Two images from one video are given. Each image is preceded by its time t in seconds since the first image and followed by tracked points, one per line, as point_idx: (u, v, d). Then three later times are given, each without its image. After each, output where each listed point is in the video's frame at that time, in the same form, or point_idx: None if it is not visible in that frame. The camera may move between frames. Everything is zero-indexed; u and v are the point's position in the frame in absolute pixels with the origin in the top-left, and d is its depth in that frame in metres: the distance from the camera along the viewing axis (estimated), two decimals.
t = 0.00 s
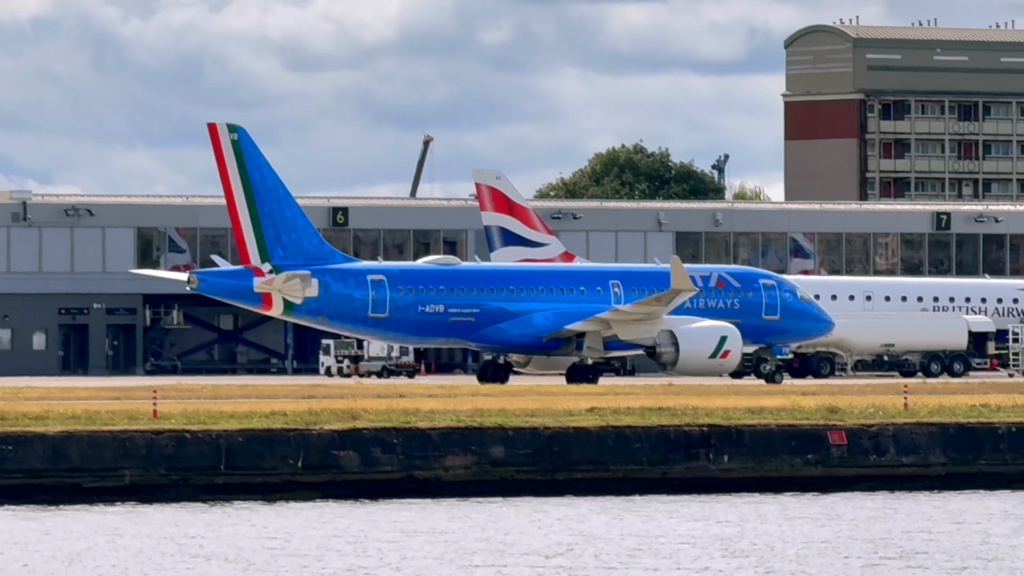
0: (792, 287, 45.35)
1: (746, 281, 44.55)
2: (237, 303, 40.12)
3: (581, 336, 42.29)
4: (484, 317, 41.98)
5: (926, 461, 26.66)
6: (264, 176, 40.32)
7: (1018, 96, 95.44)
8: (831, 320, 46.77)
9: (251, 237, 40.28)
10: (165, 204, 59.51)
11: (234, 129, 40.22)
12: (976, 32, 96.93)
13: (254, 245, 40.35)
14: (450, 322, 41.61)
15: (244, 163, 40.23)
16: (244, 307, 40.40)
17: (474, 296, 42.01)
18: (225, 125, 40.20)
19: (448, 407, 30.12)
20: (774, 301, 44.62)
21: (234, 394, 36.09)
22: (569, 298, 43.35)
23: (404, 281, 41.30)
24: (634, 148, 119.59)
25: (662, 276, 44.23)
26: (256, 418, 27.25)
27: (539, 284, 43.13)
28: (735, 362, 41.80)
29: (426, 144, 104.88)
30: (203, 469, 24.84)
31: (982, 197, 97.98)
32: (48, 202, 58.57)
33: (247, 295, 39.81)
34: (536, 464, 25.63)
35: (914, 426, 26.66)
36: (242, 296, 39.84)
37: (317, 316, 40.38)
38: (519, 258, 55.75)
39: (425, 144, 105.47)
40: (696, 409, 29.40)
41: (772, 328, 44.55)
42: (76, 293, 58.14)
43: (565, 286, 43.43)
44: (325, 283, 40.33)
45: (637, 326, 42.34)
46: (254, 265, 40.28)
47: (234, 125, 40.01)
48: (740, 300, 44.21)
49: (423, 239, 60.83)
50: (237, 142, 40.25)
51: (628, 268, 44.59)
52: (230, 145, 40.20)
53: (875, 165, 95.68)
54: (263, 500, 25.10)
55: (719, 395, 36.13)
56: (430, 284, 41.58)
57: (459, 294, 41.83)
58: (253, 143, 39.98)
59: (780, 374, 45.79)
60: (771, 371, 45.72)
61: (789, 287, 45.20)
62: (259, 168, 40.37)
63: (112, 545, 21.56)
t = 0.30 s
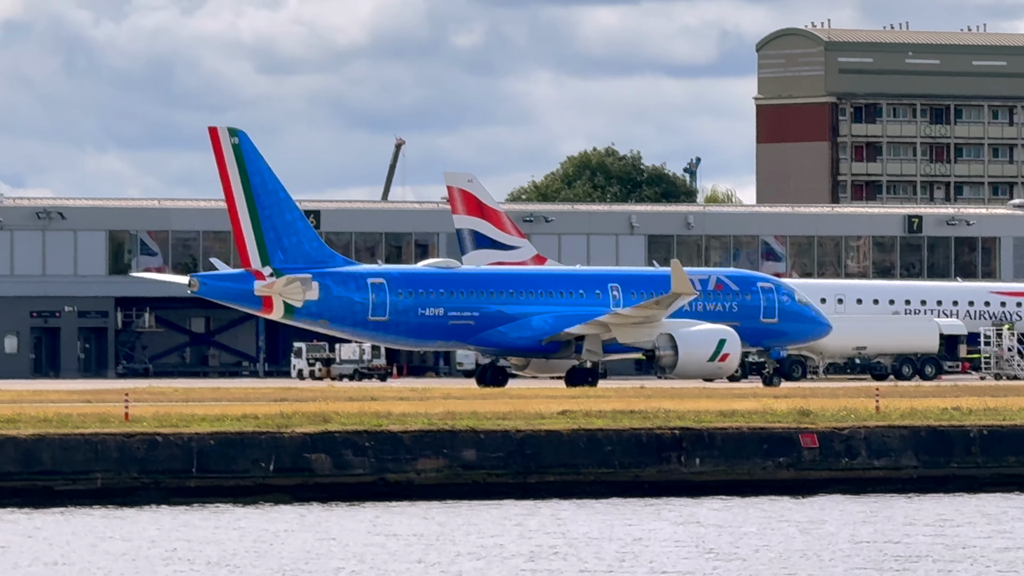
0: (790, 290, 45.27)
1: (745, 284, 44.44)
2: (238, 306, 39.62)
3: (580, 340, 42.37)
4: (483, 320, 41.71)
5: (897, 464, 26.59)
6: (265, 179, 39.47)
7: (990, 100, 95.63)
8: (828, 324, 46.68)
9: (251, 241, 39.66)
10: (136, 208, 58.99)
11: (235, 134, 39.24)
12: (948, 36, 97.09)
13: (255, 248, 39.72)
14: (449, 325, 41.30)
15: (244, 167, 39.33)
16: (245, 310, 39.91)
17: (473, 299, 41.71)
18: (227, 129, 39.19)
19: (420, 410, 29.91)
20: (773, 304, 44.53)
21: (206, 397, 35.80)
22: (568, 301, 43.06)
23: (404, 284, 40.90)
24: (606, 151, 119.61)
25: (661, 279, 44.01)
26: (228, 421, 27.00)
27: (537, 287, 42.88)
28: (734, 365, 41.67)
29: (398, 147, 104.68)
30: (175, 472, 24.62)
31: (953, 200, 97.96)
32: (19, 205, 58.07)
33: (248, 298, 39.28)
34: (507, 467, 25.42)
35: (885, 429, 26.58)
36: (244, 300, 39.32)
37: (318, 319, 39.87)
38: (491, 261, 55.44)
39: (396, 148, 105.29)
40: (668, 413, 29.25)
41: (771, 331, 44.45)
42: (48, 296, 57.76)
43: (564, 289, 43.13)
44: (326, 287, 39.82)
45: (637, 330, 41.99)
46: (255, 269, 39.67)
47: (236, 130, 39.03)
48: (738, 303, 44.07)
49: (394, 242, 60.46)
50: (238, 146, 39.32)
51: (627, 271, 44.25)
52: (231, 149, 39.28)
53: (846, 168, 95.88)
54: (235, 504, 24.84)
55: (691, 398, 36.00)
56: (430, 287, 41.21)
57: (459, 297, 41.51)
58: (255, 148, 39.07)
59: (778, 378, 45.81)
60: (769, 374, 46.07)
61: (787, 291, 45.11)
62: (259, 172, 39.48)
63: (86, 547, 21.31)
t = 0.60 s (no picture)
0: (786, 293, 45.23)
1: (740, 286, 44.50)
2: (235, 310, 39.66)
3: (576, 342, 41.99)
4: (481, 323, 41.43)
5: (866, 467, 26.45)
6: (263, 183, 39.72)
7: (958, 103, 95.86)
8: (824, 326, 46.62)
9: (249, 244, 39.69)
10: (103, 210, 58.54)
11: (232, 137, 39.51)
12: (916, 39, 97.22)
13: (253, 250, 39.75)
14: (447, 328, 41.07)
15: (243, 171, 39.60)
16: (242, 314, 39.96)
17: (471, 302, 41.47)
18: (225, 133, 39.47)
19: (389, 413, 29.65)
20: (769, 307, 44.52)
21: (175, 400, 35.45)
22: (565, 304, 42.85)
23: (402, 287, 40.79)
24: (576, 154, 119.67)
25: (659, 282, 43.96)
26: (197, 424, 26.70)
27: (535, 289, 42.66)
28: (732, 368, 41.53)
29: (369, 150, 104.39)
30: (144, 475, 24.38)
31: (923, 203, 98.74)
32: None
33: (246, 301, 39.35)
34: (476, 470, 25.21)
35: (854, 432, 26.47)
36: (241, 303, 39.34)
37: (315, 322, 39.91)
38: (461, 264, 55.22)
39: (366, 151, 104.94)
40: (637, 416, 29.09)
41: (767, 334, 44.47)
42: (17, 299, 57.34)
43: (561, 292, 42.93)
44: (323, 290, 39.85)
45: (633, 332, 41.68)
46: (252, 272, 39.71)
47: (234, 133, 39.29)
48: (734, 306, 44.15)
49: (364, 245, 60.26)
50: (236, 150, 39.57)
51: (625, 274, 44.09)
52: (229, 153, 39.52)
53: (815, 171, 96.18)
54: (202, 506, 24.51)
55: (661, 401, 35.86)
56: (427, 290, 41.05)
57: (456, 300, 41.30)
58: (253, 151, 39.30)
59: (774, 379, 44.92)
60: (763, 376, 45.22)
61: (783, 293, 45.09)
62: (257, 176, 39.73)
63: (59, 549, 21.09)
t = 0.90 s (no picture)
0: (778, 296, 45.13)
1: (733, 290, 44.38)
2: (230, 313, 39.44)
3: (570, 346, 42.12)
4: (475, 326, 41.51)
5: (829, 470, 26.14)
6: (259, 186, 39.82)
7: (921, 107, 96.19)
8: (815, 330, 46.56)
9: (244, 247, 39.73)
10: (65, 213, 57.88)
11: (228, 140, 39.67)
12: (880, 42, 97.43)
13: (249, 254, 39.78)
14: (442, 332, 41.07)
15: (238, 174, 39.71)
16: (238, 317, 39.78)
17: (466, 305, 41.53)
18: (220, 136, 39.62)
19: (352, 416, 29.33)
20: (761, 310, 44.42)
21: (138, 403, 35.10)
22: (558, 307, 42.95)
23: (396, 291, 40.74)
24: (539, 157, 119.47)
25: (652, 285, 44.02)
26: (159, 427, 26.35)
27: (528, 292, 42.71)
28: (724, 371, 41.42)
29: (331, 153, 104.02)
30: (107, 478, 24.09)
31: (885, 206, 98.36)
32: None
33: (241, 304, 39.16)
34: (439, 473, 24.96)
35: (817, 435, 26.15)
36: (236, 306, 39.15)
37: (311, 325, 39.81)
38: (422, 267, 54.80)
39: (329, 154, 104.58)
40: (600, 419, 28.86)
41: (759, 337, 44.41)
42: None
43: (555, 295, 43.04)
44: (319, 293, 39.80)
45: (627, 336, 41.78)
46: (248, 275, 39.66)
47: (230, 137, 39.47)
48: (727, 309, 44.06)
49: (326, 248, 59.92)
50: (231, 153, 39.71)
51: (618, 278, 44.23)
52: (225, 156, 39.66)
53: (778, 173, 96.23)
54: (167, 510, 24.33)
55: (625, 404, 35.68)
56: (422, 294, 41.03)
57: (451, 304, 41.30)
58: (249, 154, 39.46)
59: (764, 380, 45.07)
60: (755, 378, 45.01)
61: (775, 297, 45.00)
62: (253, 179, 39.82)
63: (25, 552, 20.79)
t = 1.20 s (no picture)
0: (772, 299, 45.20)
1: (728, 293, 44.46)
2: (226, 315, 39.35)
3: (565, 349, 42.39)
4: (471, 329, 41.61)
5: (796, 473, 25.95)
6: (256, 190, 39.40)
7: (889, 110, 96.41)
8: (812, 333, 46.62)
9: (241, 250, 39.49)
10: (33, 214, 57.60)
11: (225, 143, 39.15)
12: (847, 45, 97.61)
13: (245, 256, 39.54)
14: (437, 335, 41.18)
15: (235, 177, 39.27)
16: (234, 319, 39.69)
17: (461, 308, 41.60)
18: (218, 139, 39.08)
19: (320, 418, 29.09)
20: (756, 313, 44.45)
21: (105, 405, 34.79)
22: (553, 310, 43.15)
23: (392, 293, 40.74)
24: (508, 160, 119.25)
25: (648, 288, 44.11)
26: (126, 429, 26.06)
27: (523, 295, 42.89)
28: (720, 374, 41.87)
29: (300, 155, 103.66)
30: (74, 480, 23.86)
31: (853, 209, 98.56)
32: None
33: (238, 307, 39.08)
34: (406, 476, 24.78)
35: (784, 438, 25.96)
36: (233, 309, 39.07)
37: (306, 328, 39.76)
38: (387, 271, 54.49)
39: (298, 156, 104.25)
40: (567, 421, 28.72)
41: (754, 340, 44.42)
42: None
43: (550, 298, 43.22)
44: (316, 296, 39.68)
45: (622, 339, 42.25)
46: (244, 277, 39.45)
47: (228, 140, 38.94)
48: (721, 312, 44.13)
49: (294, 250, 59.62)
50: (228, 157, 39.25)
51: (613, 281, 44.40)
52: (222, 159, 39.18)
53: (746, 177, 96.47)
54: (135, 511, 24.12)
55: (593, 407, 35.51)
56: (418, 296, 41.06)
57: (447, 306, 41.38)
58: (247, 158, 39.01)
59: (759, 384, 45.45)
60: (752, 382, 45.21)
61: (770, 300, 45.05)
62: (250, 182, 39.41)
63: None
